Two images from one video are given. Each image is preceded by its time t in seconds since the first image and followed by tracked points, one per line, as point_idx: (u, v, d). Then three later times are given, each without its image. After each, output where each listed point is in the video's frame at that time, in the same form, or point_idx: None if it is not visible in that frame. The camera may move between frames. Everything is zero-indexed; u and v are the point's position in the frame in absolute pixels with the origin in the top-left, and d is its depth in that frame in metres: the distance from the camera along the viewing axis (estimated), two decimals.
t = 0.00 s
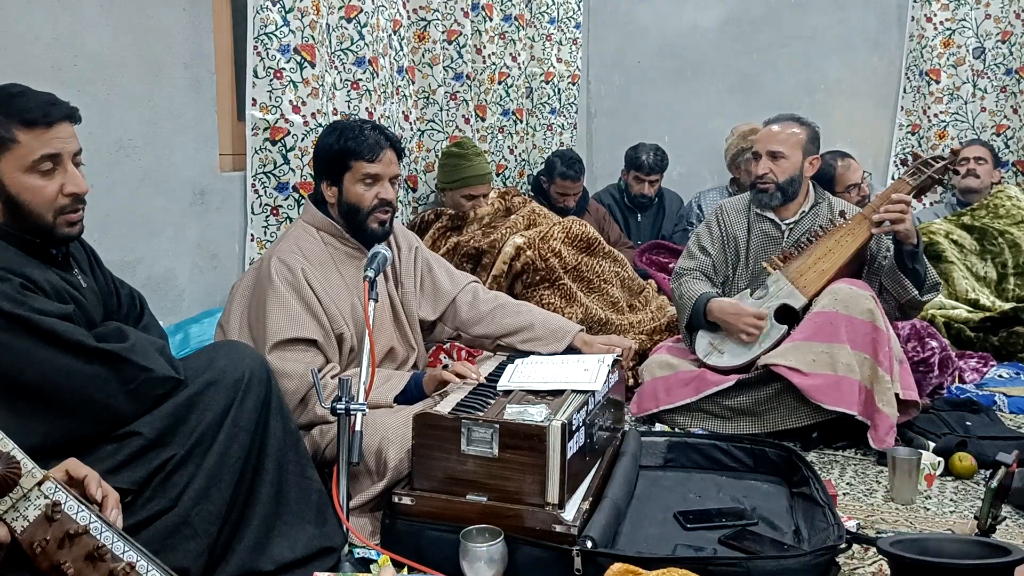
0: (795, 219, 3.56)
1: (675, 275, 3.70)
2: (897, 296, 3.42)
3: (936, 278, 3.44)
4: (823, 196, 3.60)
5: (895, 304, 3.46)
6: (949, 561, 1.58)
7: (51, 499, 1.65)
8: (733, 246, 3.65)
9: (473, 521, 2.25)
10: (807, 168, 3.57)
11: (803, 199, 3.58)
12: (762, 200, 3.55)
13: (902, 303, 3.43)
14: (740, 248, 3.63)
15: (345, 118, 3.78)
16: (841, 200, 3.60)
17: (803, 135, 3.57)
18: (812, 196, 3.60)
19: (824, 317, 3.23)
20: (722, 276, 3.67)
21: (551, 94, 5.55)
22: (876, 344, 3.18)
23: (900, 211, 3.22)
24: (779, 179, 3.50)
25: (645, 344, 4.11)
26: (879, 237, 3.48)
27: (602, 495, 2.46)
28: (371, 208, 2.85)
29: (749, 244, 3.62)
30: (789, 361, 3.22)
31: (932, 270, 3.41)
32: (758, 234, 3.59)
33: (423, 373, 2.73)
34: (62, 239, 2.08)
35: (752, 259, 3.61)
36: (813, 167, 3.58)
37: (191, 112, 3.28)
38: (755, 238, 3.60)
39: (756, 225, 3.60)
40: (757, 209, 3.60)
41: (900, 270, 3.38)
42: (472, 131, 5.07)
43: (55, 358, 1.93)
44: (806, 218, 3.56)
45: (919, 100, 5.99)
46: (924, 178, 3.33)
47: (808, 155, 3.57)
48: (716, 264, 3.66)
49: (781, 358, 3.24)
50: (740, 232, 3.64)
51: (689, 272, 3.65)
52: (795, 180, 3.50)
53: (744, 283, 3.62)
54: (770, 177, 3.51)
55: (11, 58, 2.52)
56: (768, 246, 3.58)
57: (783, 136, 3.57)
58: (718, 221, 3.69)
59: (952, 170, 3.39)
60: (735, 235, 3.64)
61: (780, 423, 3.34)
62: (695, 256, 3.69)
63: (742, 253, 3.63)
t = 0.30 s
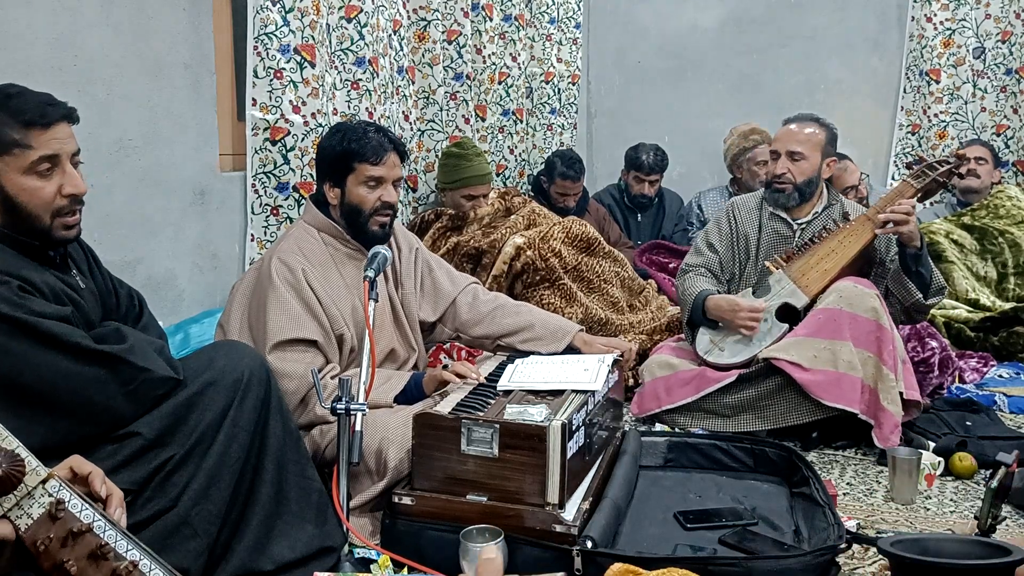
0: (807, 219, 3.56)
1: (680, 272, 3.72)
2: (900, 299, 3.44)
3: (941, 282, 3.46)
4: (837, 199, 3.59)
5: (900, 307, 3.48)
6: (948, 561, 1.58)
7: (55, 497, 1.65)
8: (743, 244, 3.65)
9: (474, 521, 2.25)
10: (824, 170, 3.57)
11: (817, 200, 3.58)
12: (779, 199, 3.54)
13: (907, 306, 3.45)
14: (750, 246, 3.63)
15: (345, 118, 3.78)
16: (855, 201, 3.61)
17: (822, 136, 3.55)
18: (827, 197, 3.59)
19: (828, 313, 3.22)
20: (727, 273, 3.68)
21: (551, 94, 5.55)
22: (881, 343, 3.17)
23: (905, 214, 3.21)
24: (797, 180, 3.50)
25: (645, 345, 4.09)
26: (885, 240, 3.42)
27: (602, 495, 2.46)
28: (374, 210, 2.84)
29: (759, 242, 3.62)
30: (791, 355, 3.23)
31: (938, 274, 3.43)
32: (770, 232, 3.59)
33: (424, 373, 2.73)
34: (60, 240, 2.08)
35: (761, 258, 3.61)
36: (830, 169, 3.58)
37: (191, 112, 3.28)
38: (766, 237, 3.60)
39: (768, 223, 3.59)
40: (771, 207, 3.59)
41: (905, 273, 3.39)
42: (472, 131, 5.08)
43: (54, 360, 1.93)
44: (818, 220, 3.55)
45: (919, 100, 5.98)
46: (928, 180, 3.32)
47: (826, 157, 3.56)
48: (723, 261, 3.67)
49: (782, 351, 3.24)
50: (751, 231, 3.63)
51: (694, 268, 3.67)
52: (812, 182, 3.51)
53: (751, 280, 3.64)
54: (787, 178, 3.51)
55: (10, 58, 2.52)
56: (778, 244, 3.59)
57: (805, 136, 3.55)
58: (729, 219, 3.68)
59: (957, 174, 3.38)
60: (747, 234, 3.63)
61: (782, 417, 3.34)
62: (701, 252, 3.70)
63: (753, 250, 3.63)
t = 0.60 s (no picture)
0: (807, 222, 3.56)
1: (681, 269, 3.70)
2: (899, 301, 3.43)
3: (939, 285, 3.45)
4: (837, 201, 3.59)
5: (899, 310, 3.47)
6: (948, 561, 1.58)
7: (54, 498, 1.64)
8: (742, 244, 3.65)
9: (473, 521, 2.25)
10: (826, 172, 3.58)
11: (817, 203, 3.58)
12: (783, 204, 3.53)
13: (906, 309, 3.44)
14: (749, 246, 3.64)
15: (345, 118, 3.78)
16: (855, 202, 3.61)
17: (824, 139, 3.54)
18: (827, 200, 3.59)
19: (828, 313, 3.22)
20: (727, 272, 3.68)
21: (551, 94, 5.54)
22: (882, 343, 3.17)
23: (908, 215, 3.21)
24: (802, 184, 3.50)
25: (645, 344, 4.09)
26: (884, 239, 3.44)
27: (602, 495, 2.46)
28: (377, 210, 2.85)
29: (759, 243, 3.63)
30: (792, 355, 3.23)
31: (936, 276, 3.42)
32: (771, 233, 3.60)
33: (424, 372, 2.74)
34: (60, 240, 2.08)
35: (760, 260, 3.62)
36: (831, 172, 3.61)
37: (191, 112, 3.28)
38: (766, 237, 3.60)
39: (769, 225, 3.60)
40: (773, 211, 3.59)
41: (903, 276, 3.39)
42: (472, 131, 5.08)
43: (54, 361, 1.93)
44: (818, 221, 3.55)
45: (919, 100, 5.98)
46: (929, 181, 3.32)
47: (828, 161, 3.58)
48: (723, 260, 3.67)
49: (783, 351, 3.25)
50: (751, 231, 3.64)
51: (695, 266, 3.65)
52: (816, 186, 3.52)
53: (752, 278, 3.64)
54: (791, 182, 3.50)
55: (10, 59, 2.52)
56: (779, 245, 3.59)
57: (808, 139, 3.53)
58: (730, 219, 3.68)
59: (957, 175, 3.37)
60: (746, 234, 3.64)
61: (782, 417, 3.34)
62: (702, 251, 3.70)
63: (752, 251, 3.63)
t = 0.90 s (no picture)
0: (794, 223, 3.56)
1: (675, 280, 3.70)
2: (896, 297, 3.44)
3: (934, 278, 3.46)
4: (822, 197, 3.60)
5: (895, 303, 3.47)
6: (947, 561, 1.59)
7: (48, 500, 1.65)
8: (733, 249, 3.65)
9: (474, 521, 2.25)
10: (807, 171, 3.60)
11: (803, 201, 3.59)
12: (767, 207, 3.53)
13: (903, 304, 3.45)
14: (740, 253, 3.63)
15: (345, 118, 3.78)
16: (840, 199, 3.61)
17: (803, 138, 3.57)
18: (812, 198, 3.60)
19: (827, 313, 3.23)
20: (720, 280, 3.67)
21: (551, 94, 5.54)
22: (881, 342, 3.17)
23: (908, 214, 3.23)
24: (784, 184, 3.51)
25: (645, 344, 4.11)
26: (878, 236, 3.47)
27: (602, 495, 2.46)
28: (381, 219, 2.84)
29: (749, 249, 3.62)
30: (791, 356, 3.22)
31: (931, 271, 3.42)
32: (760, 239, 3.59)
33: (424, 372, 2.74)
34: (62, 240, 2.08)
35: (753, 261, 3.61)
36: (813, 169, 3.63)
37: (191, 112, 3.28)
38: (756, 243, 3.60)
39: (757, 229, 3.60)
40: (758, 214, 3.59)
41: (900, 273, 3.39)
42: (472, 131, 5.08)
43: (54, 361, 1.93)
44: (805, 221, 3.56)
45: (919, 100, 5.98)
46: (924, 179, 3.35)
47: (808, 158, 3.60)
48: (715, 268, 3.67)
49: (782, 352, 3.24)
50: (739, 236, 3.64)
51: (688, 275, 3.65)
52: (799, 184, 3.52)
53: (746, 280, 3.61)
54: (774, 182, 3.50)
55: (10, 59, 2.52)
56: (768, 249, 3.59)
57: (787, 139, 3.55)
58: (717, 226, 3.70)
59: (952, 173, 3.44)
60: (736, 240, 3.64)
61: (782, 417, 3.34)
62: (694, 261, 3.70)
63: (743, 256, 3.62)
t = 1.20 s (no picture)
0: (783, 222, 3.56)
1: (672, 279, 3.69)
2: (893, 294, 3.43)
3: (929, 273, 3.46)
4: (810, 194, 3.60)
5: (892, 300, 3.47)
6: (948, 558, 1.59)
7: (50, 499, 1.65)
8: (724, 250, 3.66)
9: (474, 521, 2.25)
10: (788, 168, 3.59)
11: (790, 198, 3.59)
12: (752, 208, 3.54)
13: (898, 300, 3.44)
14: (731, 251, 3.64)
15: (345, 118, 3.78)
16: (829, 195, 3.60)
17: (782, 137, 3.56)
18: (799, 195, 3.60)
19: (826, 314, 3.23)
20: (717, 279, 3.68)
21: (551, 94, 5.53)
22: (880, 341, 3.17)
23: (902, 215, 3.21)
24: (766, 184, 3.50)
25: (645, 344, 4.12)
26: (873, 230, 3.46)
27: (602, 495, 2.46)
28: (384, 224, 2.84)
29: (741, 247, 3.63)
30: (791, 356, 3.23)
31: (926, 266, 3.42)
32: (750, 237, 3.60)
33: (423, 372, 2.74)
34: (67, 237, 2.08)
35: (745, 263, 3.62)
36: (794, 166, 3.62)
37: (191, 112, 3.28)
38: (746, 242, 3.61)
39: (747, 231, 3.60)
40: (746, 216, 3.60)
41: (897, 270, 3.38)
42: (472, 131, 5.09)
43: (55, 358, 1.93)
44: (794, 218, 3.55)
45: (919, 100, 5.99)
46: (922, 178, 3.35)
47: (787, 155, 3.59)
48: (712, 268, 3.68)
49: (781, 353, 3.24)
50: (730, 236, 3.65)
51: (686, 275, 3.64)
52: (781, 183, 3.51)
53: (738, 283, 3.62)
54: (757, 184, 3.50)
55: (10, 58, 2.52)
56: (760, 248, 3.59)
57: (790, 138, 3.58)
58: (710, 228, 3.71)
59: (950, 171, 3.44)
60: (726, 240, 3.65)
61: (782, 417, 3.34)
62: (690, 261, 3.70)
63: (736, 256, 3.63)
